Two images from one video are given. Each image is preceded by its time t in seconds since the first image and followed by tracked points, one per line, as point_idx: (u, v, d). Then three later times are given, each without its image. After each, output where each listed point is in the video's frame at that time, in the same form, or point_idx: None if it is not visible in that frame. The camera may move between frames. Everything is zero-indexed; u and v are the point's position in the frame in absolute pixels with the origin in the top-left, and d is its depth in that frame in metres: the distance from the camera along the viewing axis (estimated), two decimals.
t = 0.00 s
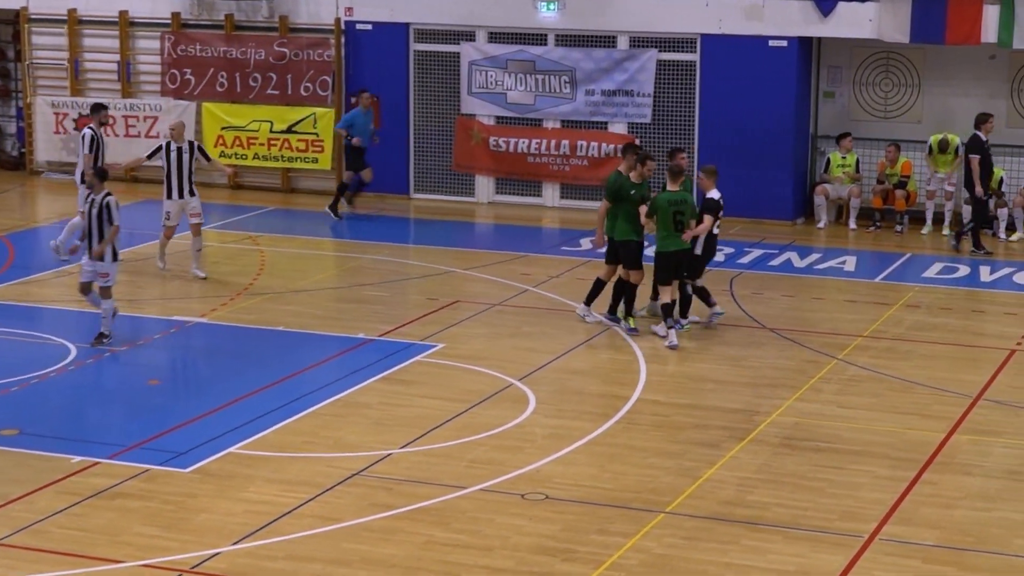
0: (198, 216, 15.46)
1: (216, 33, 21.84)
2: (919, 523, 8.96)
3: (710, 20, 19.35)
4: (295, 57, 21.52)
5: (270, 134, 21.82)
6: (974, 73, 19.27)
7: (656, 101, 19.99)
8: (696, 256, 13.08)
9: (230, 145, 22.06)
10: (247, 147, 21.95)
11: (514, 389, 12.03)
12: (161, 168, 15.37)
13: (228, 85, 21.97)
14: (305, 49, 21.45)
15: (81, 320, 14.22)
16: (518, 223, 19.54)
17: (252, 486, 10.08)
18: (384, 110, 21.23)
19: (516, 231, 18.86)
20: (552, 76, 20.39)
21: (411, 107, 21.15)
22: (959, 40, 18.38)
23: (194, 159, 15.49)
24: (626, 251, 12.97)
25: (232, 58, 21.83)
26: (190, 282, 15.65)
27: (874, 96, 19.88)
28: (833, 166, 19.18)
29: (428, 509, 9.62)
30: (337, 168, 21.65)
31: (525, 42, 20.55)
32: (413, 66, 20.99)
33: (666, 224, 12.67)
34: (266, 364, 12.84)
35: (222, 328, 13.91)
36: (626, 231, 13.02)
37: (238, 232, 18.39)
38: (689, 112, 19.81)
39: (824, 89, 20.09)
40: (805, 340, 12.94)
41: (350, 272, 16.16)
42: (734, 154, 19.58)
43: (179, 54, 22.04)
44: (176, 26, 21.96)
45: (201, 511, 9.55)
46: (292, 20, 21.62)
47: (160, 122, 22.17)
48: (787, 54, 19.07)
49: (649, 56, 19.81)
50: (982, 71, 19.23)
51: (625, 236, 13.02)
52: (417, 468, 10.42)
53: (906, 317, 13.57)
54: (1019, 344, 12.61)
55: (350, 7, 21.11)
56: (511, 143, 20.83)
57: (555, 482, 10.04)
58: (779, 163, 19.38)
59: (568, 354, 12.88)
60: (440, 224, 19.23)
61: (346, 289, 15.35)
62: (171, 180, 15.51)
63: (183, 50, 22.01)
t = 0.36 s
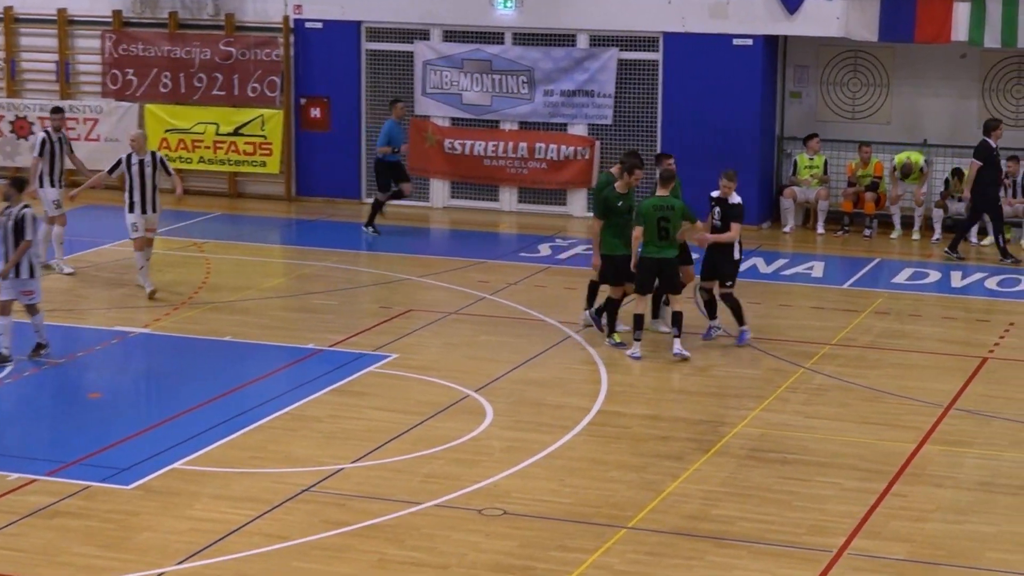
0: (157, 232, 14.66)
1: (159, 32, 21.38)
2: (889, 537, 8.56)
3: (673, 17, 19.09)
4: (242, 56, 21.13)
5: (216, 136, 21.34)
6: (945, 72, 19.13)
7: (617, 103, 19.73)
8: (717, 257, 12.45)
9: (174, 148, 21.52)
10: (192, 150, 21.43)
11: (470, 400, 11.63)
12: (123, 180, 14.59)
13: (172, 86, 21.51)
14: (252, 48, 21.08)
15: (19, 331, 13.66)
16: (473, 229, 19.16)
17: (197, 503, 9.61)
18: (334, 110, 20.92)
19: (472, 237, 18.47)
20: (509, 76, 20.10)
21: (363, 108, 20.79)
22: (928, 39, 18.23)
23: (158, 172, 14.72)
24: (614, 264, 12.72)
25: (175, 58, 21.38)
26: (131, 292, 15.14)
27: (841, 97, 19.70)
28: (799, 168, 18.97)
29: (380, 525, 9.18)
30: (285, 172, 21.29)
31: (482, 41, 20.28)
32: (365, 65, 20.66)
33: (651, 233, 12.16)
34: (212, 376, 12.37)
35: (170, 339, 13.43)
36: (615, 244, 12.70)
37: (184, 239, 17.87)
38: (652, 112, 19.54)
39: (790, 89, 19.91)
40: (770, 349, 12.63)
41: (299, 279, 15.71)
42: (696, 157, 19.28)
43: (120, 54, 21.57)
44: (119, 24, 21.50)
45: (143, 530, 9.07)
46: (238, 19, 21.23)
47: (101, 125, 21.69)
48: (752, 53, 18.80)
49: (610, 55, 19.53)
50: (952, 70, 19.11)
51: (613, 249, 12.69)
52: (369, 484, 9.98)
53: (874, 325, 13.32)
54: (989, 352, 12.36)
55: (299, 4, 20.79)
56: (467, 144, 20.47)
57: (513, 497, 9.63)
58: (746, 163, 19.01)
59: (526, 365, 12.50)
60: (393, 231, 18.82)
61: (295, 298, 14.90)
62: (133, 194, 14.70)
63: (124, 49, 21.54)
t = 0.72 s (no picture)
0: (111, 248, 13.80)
1: (95, 30, 20.90)
2: (851, 550, 8.22)
3: (627, 16, 18.86)
4: (181, 56, 20.68)
5: (154, 139, 20.93)
6: (907, 72, 19.04)
7: (570, 103, 19.44)
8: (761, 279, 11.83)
9: (112, 151, 21.09)
10: (129, 153, 21.03)
11: (420, 411, 11.26)
12: (71, 192, 13.54)
13: (108, 87, 21.01)
14: (191, 47, 20.63)
15: None
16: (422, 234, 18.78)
17: (134, 520, 9.15)
18: (277, 111, 20.54)
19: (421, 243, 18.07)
20: (459, 76, 19.79)
21: (307, 109, 20.44)
22: (891, 37, 17.87)
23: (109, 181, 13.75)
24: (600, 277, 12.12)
25: (112, 58, 20.90)
26: (67, 300, 14.61)
27: (802, 97, 19.55)
28: (757, 173, 18.59)
29: (326, 542, 8.77)
30: (227, 174, 20.87)
31: (430, 40, 19.95)
32: (309, 65, 20.29)
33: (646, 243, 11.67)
34: (150, 387, 11.91)
35: (108, 350, 12.95)
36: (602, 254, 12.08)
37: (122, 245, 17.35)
38: (606, 114, 19.27)
39: (750, 89, 19.75)
40: (729, 358, 12.37)
41: (242, 287, 15.26)
42: (652, 161, 19.05)
43: (53, 53, 21.06)
44: (51, 22, 21.02)
45: (76, 548, 8.61)
46: (177, 16, 20.77)
47: (34, 126, 21.08)
48: (709, 52, 18.59)
49: (563, 55, 19.26)
50: (916, 70, 19.00)
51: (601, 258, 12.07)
52: (315, 499, 9.56)
53: (836, 332, 13.10)
54: (954, 359, 12.15)
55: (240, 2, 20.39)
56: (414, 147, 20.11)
57: (463, 512, 9.25)
58: (704, 169, 18.87)
59: (477, 375, 12.14)
60: (339, 236, 18.39)
61: (238, 306, 14.45)
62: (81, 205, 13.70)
63: (58, 48, 21.03)
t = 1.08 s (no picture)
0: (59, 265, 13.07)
1: (19, 28, 20.37)
2: (806, 563, 7.93)
3: (570, 14, 18.59)
4: (108, 54, 20.20)
5: (79, 141, 20.38)
6: (860, 70, 18.91)
7: (513, 103, 19.13)
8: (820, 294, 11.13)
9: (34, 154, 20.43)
10: (54, 156, 20.43)
11: (357, 423, 10.86)
12: (20, 203, 12.68)
13: (33, 86, 20.46)
14: (118, 45, 20.17)
15: None
16: (360, 238, 18.35)
17: (58, 537, 8.67)
18: (208, 111, 20.12)
19: (359, 247, 17.65)
20: (398, 75, 19.46)
21: (239, 109, 20.02)
22: (843, 33, 17.79)
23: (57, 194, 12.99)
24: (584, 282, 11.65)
25: (36, 56, 20.35)
26: None
27: (752, 96, 19.43)
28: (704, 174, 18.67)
29: (259, 559, 8.33)
30: (155, 177, 20.38)
31: (367, 38, 19.61)
32: (241, 63, 19.88)
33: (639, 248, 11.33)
34: (75, 399, 11.42)
35: (32, 360, 12.41)
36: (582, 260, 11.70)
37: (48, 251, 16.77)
38: (550, 114, 19.00)
39: (698, 88, 19.65)
40: (678, 366, 12.10)
41: (173, 294, 14.77)
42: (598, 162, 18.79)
43: None
44: None
45: None
46: (103, 13, 20.33)
47: None
48: (656, 49, 18.39)
49: (505, 52, 18.92)
50: (870, 68, 18.88)
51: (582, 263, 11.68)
52: (248, 514, 9.13)
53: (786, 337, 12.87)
54: (908, 367, 11.95)
55: None
56: (351, 148, 19.79)
57: (402, 526, 8.86)
58: (653, 171, 18.61)
59: (417, 385, 11.77)
60: (272, 241, 17.91)
61: (169, 314, 13.96)
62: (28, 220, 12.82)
63: None
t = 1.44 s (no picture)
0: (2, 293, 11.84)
1: None
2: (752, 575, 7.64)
3: (504, 8, 18.24)
4: (20, 51, 19.70)
5: None
6: (804, 67, 18.79)
7: (443, 101, 18.80)
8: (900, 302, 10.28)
9: None
10: None
11: (282, 434, 10.43)
12: None
13: None
14: (31, 42, 19.67)
15: None
16: (284, 242, 17.87)
17: None
18: (126, 110, 19.65)
19: (284, 251, 17.17)
20: (323, 72, 19.09)
21: (157, 108, 19.57)
22: (784, 28, 17.65)
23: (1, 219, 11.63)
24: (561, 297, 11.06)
25: None
26: None
27: (691, 93, 19.31)
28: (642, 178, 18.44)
29: None
30: (70, 180, 19.91)
31: (291, 34, 19.22)
32: (159, 60, 19.43)
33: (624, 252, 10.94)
34: None
35: None
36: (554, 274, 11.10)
37: None
38: (482, 112, 18.64)
39: (636, 85, 19.50)
40: (617, 374, 11.81)
41: (90, 301, 14.21)
42: (532, 162, 18.48)
43: None
44: None
45: None
46: (16, 9, 19.82)
47: None
48: (591, 45, 18.09)
49: (434, 49, 18.60)
50: (814, 64, 18.75)
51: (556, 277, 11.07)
52: (168, 529, 8.66)
53: (728, 344, 12.63)
54: (852, 373, 11.76)
55: None
56: (275, 148, 19.34)
57: (330, 541, 8.45)
58: (587, 172, 18.34)
59: (344, 394, 11.35)
60: (192, 246, 17.35)
61: (85, 322, 13.41)
62: None
63: None
